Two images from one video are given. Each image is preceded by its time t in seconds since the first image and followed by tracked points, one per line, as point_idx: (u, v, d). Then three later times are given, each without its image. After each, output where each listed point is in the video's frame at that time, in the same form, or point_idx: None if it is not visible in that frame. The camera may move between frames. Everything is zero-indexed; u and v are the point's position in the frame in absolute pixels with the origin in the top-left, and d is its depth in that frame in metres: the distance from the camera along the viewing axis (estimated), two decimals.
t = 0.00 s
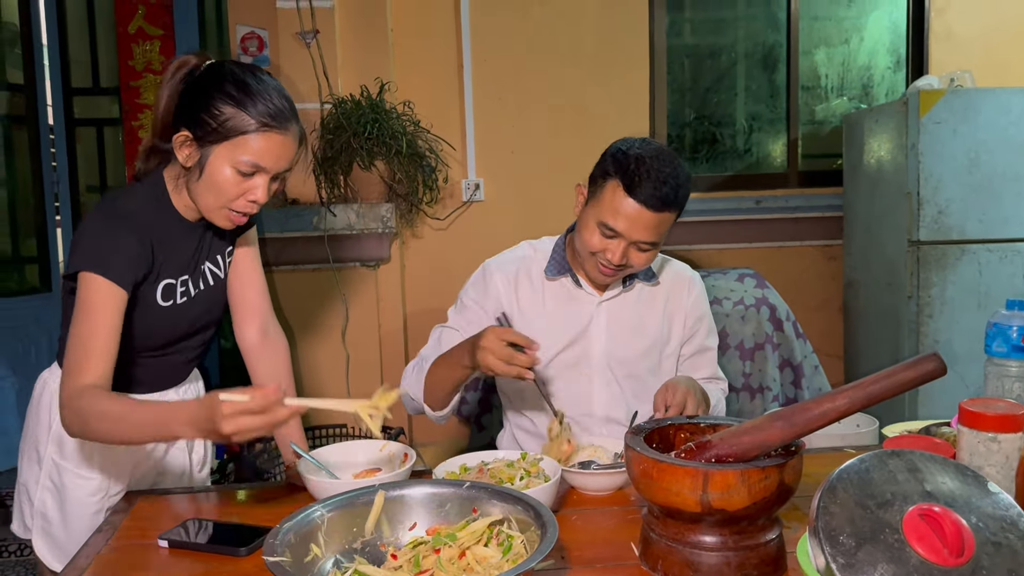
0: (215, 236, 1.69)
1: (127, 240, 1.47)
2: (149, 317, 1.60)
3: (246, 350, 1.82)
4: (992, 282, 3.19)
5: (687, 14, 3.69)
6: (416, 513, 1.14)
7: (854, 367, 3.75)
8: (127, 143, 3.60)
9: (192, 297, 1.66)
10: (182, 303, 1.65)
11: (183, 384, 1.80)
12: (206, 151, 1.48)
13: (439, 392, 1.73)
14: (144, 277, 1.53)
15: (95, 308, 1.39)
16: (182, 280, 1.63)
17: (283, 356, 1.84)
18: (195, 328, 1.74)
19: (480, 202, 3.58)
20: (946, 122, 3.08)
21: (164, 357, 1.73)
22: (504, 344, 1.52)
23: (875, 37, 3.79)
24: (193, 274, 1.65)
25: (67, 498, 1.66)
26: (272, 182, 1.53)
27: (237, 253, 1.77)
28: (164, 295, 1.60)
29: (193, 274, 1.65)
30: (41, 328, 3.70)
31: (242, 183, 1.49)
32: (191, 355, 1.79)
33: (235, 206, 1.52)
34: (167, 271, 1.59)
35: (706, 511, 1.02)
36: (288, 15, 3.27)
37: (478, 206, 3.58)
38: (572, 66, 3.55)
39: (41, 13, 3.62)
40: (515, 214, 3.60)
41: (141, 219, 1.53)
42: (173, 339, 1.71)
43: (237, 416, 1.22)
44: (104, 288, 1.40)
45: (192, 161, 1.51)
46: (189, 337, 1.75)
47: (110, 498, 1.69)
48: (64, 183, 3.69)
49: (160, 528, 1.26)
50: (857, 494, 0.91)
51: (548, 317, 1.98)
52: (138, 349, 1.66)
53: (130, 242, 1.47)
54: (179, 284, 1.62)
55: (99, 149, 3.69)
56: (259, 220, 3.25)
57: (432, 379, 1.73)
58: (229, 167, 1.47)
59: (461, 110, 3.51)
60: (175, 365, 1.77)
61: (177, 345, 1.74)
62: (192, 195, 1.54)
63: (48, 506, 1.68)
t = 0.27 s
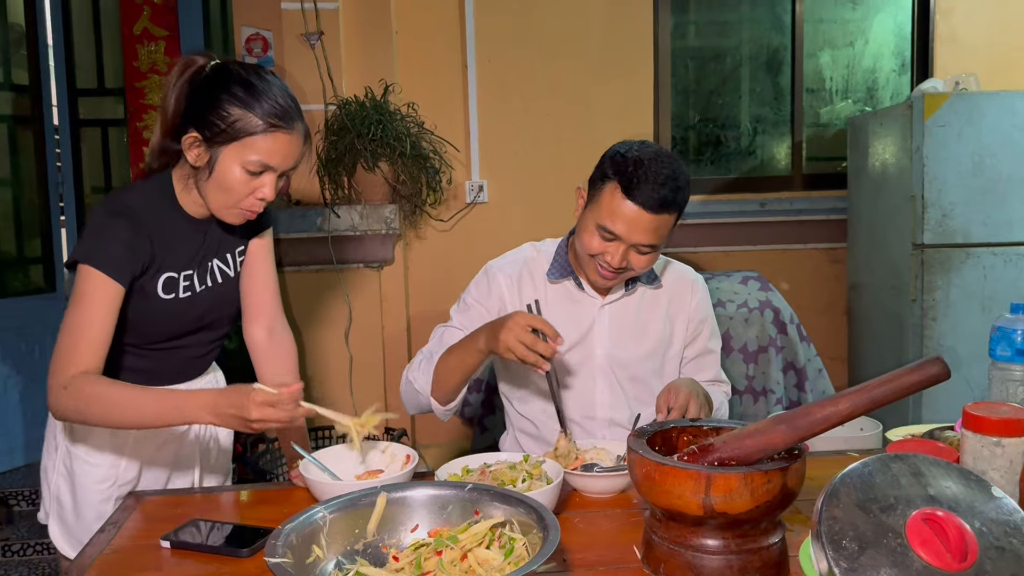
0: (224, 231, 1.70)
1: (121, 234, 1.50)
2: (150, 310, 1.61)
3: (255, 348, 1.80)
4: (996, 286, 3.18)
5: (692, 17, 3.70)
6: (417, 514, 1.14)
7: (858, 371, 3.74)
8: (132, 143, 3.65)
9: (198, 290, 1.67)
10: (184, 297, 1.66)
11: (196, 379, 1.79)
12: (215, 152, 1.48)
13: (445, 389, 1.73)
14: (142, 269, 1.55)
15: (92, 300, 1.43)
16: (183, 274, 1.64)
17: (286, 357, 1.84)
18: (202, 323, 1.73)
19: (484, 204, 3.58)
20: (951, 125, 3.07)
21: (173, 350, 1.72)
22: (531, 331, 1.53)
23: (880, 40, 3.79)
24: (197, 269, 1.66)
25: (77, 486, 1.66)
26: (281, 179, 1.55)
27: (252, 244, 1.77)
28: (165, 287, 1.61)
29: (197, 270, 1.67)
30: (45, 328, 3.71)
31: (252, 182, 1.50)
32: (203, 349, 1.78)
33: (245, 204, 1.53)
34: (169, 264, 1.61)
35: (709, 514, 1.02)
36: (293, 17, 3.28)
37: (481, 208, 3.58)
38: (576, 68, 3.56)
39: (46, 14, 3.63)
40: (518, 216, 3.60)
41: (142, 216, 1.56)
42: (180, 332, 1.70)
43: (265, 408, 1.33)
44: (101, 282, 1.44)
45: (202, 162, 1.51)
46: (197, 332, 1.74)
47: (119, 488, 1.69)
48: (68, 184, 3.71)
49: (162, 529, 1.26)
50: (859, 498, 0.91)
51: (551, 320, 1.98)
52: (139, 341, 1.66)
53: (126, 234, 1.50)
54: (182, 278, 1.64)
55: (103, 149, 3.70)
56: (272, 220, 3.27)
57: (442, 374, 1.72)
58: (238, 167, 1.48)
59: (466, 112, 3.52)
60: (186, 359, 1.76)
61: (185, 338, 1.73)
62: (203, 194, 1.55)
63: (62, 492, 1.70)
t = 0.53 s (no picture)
0: (242, 233, 1.70)
1: (144, 233, 1.50)
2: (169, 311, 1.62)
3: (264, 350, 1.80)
4: (1003, 291, 3.16)
5: (698, 20, 3.70)
6: (421, 517, 1.14)
7: (863, 375, 3.73)
8: (140, 144, 3.64)
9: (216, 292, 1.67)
10: (202, 299, 1.66)
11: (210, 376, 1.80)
12: (239, 162, 1.48)
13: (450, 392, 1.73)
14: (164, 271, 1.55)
15: (114, 302, 1.43)
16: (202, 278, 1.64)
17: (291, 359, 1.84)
18: (215, 322, 1.73)
19: (489, 206, 3.58)
20: (958, 130, 3.06)
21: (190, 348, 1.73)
22: (511, 347, 1.52)
23: (886, 44, 3.78)
24: (215, 272, 1.66)
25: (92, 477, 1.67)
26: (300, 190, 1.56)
27: (267, 251, 1.76)
28: (183, 289, 1.61)
29: (215, 272, 1.66)
30: (51, 328, 3.72)
31: (272, 192, 1.51)
32: (216, 348, 1.79)
33: (265, 212, 1.54)
34: (187, 266, 1.60)
35: (713, 520, 1.02)
36: (299, 19, 3.28)
37: (487, 210, 3.58)
38: (582, 70, 3.56)
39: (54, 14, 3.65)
40: (523, 218, 3.60)
41: (164, 218, 1.56)
42: (194, 331, 1.70)
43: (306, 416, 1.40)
44: (123, 283, 1.44)
45: (225, 169, 1.52)
46: (210, 331, 1.74)
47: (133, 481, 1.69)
48: (75, 184, 3.71)
49: (167, 529, 1.26)
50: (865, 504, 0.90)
51: (555, 325, 1.99)
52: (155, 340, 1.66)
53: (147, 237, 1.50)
54: (199, 280, 1.63)
55: (110, 148, 3.70)
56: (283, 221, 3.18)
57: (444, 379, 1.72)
58: (260, 177, 1.49)
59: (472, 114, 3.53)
60: (200, 357, 1.76)
61: (199, 338, 1.73)
62: (224, 199, 1.55)
63: (77, 482, 1.71)
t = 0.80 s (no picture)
0: (260, 232, 1.71)
1: (165, 233, 1.51)
2: (186, 307, 1.63)
3: (274, 348, 1.78)
4: (1011, 296, 3.15)
5: (706, 22, 3.69)
6: (427, 518, 1.14)
7: (869, 380, 3.72)
8: (147, 143, 3.69)
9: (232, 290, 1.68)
10: (219, 297, 1.67)
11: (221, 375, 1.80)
12: (258, 161, 1.49)
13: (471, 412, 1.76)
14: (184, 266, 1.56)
15: (132, 296, 1.44)
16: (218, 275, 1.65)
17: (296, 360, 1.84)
18: (231, 320, 1.74)
19: (495, 207, 3.58)
20: (966, 134, 3.05)
21: (204, 346, 1.74)
22: (519, 369, 1.52)
23: (895, 48, 3.77)
24: (231, 270, 1.67)
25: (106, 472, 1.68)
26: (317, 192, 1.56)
27: (284, 249, 1.77)
28: (200, 286, 1.62)
29: (232, 272, 1.67)
30: (58, 326, 3.73)
31: (289, 192, 1.51)
32: (229, 346, 1.79)
33: (281, 212, 1.53)
34: (205, 264, 1.61)
35: (720, 523, 1.01)
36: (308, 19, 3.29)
37: (493, 212, 3.58)
38: (589, 72, 3.56)
39: (64, 14, 3.67)
40: (529, 220, 3.61)
41: (183, 218, 1.58)
42: (208, 328, 1.71)
43: (309, 414, 1.36)
44: (143, 278, 1.46)
45: (245, 168, 1.52)
46: (224, 329, 1.75)
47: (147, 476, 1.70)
48: (83, 182, 3.71)
49: (173, 528, 1.26)
50: (872, 510, 0.90)
51: (561, 331, 1.99)
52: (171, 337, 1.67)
53: (167, 235, 1.51)
54: (216, 278, 1.64)
55: (119, 147, 3.72)
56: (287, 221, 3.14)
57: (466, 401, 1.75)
58: (278, 176, 1.49)
59: (479, 115, 3.53)
60: (212, 355, 1.77)
61: (213, 335, 1.74)
62: (243, 198, 1.55)
63: (91, 478, 1.71)
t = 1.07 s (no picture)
0: (280, 227, 1.71)
1: (189, 226, 1.53)
2: (206, 301, 1.64)
3: (287, 346, 1.77)
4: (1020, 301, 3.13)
5: (715, 24, 3.69)
6: (434, 518, 1.14)
7: (876, 383, 3.71)
8: (157, 142, 3.69)
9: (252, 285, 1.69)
10: (239, 291, 1.67)
11: (238, 372, 1.79)
12: (282, 154, 1.50)
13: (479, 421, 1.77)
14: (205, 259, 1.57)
15: (152, 284, 1.45)
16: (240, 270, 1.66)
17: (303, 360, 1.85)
18: (251, 315, 1.74)
19: (502, 208, 3.58)
20: (976, 138, 3.03)
21: (221, 341, 1.74)
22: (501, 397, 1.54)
23: (905, 51, 3.75)
24: (252, 265, 1.68)
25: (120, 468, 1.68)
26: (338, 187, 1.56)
27: (302, 245, 1.77)
28: (222, 280, 1.63)
29: (253, 266, 1.68)
30: (67, 322, 3.74)
31: (311, 186, 1.52)
32: (246, 343, 1.79)
33: (302, 206, 1.54)
34: (228, 258, 1.62)
35: (727, 526, 1.01)
36: (317, 19, 3.29)
37: (500, 212, 3.59)
38: (597, 74, 3.56)
39: (75, 12, 3.69)
40: (536, 221, 3.61)
41: (206, 208, 1.59)
42: (229, 323, 1.71)
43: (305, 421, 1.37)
44: (164, 269, 1.47)
45: (269, 161, 1.53)
46: (243, 325, 1.75)
47: (160, 472, 1.70)
48: (93, 180, 3.74)
49: (180, 525, 1.27)
50: (879, 514, 0.89)
51: (569, 334, 1.98)
52: (188, 330, 1.68)
53: (190, 226, 1.53)
54: (238, 272, 1.65)
55: (128, 147, 3.73)
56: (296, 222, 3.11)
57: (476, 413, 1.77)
58: (301, 169, 1.49)
59: (487, 116, 3.53)
60: (229, 351, 1.76)
61: (232, 331, 1.74)
62: (265, 191, 1.56)
63: (105, 478, 1.70)
